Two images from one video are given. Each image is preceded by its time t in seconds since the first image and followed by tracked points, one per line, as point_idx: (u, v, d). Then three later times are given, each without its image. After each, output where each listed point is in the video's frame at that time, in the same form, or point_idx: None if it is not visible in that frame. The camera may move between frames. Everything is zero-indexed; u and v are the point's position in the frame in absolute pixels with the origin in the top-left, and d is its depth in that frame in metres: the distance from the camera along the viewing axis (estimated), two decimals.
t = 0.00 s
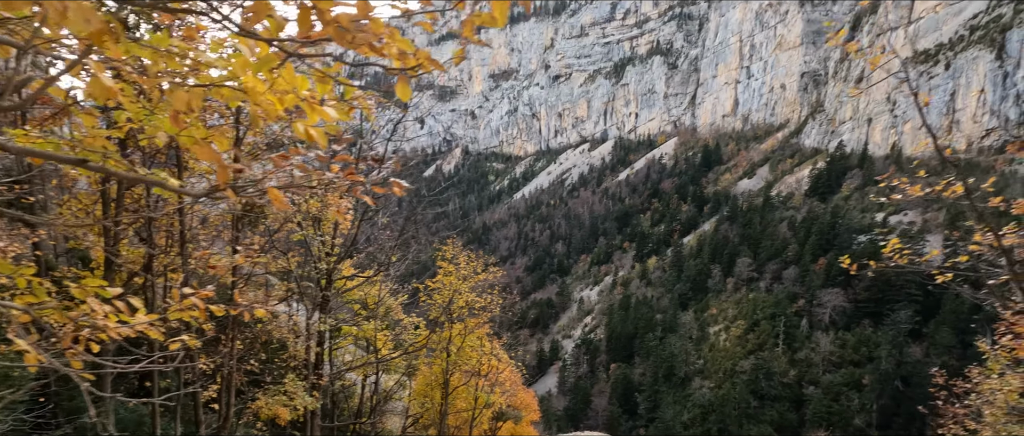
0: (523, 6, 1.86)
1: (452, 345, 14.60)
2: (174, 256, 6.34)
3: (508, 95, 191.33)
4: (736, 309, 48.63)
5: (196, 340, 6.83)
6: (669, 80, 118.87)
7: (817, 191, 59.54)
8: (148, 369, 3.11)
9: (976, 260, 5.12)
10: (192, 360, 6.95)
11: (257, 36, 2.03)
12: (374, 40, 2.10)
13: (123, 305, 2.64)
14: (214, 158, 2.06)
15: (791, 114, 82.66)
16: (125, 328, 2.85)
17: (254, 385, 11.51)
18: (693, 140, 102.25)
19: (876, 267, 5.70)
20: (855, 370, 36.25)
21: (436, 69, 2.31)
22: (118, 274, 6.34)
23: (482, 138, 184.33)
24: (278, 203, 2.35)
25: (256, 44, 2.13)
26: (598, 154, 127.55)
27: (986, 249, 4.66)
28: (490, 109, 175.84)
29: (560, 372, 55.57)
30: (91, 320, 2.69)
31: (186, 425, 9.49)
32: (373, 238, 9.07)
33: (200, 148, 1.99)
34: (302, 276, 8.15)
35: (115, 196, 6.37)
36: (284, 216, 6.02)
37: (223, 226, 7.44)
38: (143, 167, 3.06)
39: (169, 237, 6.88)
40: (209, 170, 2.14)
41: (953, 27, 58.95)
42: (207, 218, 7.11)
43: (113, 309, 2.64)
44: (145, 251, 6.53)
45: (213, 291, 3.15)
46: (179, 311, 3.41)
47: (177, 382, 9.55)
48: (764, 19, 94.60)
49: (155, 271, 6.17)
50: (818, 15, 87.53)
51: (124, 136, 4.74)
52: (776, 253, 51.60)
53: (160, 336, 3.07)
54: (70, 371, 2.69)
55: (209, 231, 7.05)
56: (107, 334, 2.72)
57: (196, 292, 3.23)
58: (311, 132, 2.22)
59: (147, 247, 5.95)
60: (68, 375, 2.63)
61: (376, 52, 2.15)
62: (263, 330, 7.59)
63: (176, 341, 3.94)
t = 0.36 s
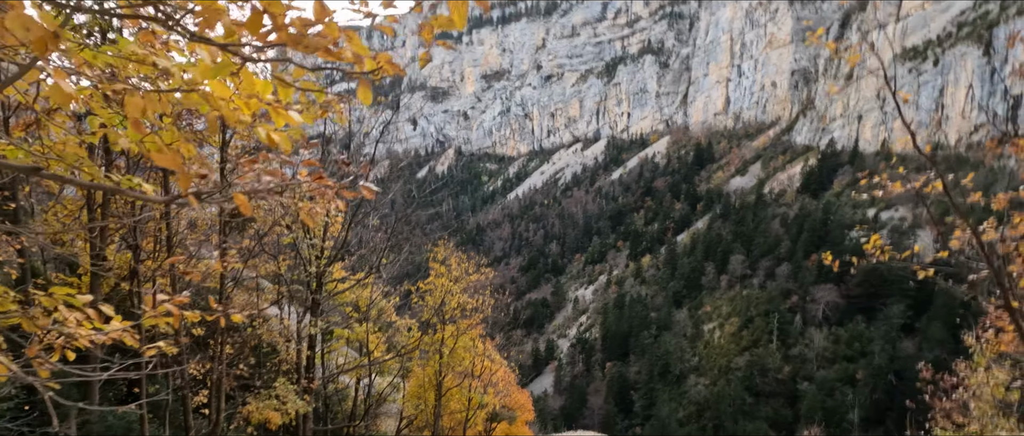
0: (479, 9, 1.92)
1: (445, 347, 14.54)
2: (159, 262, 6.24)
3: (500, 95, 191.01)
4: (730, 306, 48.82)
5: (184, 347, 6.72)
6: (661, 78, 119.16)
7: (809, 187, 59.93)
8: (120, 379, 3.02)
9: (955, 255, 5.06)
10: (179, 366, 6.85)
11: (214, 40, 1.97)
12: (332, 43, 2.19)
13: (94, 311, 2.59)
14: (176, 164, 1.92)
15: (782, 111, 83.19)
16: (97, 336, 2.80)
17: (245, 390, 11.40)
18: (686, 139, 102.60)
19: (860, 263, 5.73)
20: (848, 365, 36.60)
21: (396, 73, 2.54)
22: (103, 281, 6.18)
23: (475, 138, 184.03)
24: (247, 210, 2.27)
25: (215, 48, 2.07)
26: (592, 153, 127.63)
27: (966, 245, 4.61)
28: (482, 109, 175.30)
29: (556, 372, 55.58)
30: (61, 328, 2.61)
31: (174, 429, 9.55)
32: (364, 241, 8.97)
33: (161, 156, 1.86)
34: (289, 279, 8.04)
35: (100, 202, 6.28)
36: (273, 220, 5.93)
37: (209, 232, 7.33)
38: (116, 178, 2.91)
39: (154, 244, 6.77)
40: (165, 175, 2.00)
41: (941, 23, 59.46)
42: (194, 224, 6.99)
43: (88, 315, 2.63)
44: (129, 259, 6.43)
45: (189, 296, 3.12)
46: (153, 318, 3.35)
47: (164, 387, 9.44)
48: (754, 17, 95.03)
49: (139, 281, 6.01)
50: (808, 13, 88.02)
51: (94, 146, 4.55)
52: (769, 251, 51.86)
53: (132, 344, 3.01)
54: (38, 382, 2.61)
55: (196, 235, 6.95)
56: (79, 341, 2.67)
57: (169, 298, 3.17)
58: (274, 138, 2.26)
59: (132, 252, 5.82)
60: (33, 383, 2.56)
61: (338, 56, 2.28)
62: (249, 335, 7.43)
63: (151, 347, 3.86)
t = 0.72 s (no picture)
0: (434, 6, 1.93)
1: (446, 346, 14.58)
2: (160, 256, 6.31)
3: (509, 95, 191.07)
4: (736, 311, 48.49)
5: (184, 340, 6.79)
6: (671, 81, 118.54)
7: (819, 193, 59.39)
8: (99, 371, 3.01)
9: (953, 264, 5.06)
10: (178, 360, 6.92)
11: (179, 39, 2.11)
12: (296, 36, 2.22)
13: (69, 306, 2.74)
14: (139, 158, 2.10)
15: (793, 116, 82.49)
16: (81, 328, 2.83)
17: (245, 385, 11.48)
18: (695, 142, 102.04)
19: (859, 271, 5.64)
20: (856, 372, 36.29)
21: (363, 67, 2.55)
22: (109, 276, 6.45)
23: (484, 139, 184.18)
24: (214, 204, 2.39)
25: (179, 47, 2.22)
26: (600, 155, 127.28)
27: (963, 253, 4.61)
28: (491, 110, 175.62)
29: (561, 374, 55.58)
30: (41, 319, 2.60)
31: (174, 424, 9.78)
32: (367, 240, 8.99)
33: (122, 149, 2.05)
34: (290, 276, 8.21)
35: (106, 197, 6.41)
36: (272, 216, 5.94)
37: (212, 228, 7.41)
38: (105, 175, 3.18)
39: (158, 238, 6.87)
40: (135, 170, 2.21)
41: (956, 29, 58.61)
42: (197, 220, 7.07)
43: (60, 314, 2.76)
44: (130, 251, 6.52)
45: (168, 292, 3.19)
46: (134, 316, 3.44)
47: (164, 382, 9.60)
48: (766, 21, 94.24)
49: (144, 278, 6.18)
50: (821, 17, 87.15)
51: (98, 149, 4.75)
52: (777, 256, 51.40)
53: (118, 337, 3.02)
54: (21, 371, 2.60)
55: (201, 231, 7.03)
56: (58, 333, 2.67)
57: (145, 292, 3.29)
58: (240, 133, 2.26)
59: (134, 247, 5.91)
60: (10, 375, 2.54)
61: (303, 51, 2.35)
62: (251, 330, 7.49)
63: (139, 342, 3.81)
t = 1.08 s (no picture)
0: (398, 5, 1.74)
1: (444, 341, 14.55)
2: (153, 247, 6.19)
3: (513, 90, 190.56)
4: (738, 307, 48.40)
5: (179, 336, 6.71)
6: (675, 76, 117.90)
7: (822, 189, 59.19)
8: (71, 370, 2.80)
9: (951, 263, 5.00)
10: (174, 352, 6.87)
11: (138, 29, 1.90)
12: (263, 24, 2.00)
13: (35, 300, 2.40)
14: (97, 151, 1.86)
15: (797, 112, 82.03)
16: (49, 323, 2.57)
17: (241, 380, 11.48)
18: (698, 137, 101.66)
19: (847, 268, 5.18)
20: (856, 369, 36.27)
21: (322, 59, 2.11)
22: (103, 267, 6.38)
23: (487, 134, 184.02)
24: (180, 198, 2.20)
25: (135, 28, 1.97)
26: (603, 150, 126.99)
27: (959, 252, 4.57)
28: (494, 104, 175.46)
29: (562, 368, 55.96)
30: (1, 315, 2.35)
31: (170, 416, 9.80)
32: (364, 236, 8.88)
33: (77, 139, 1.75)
34: (287, 270, 8.23)
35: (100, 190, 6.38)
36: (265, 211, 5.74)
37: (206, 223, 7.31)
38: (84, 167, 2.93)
39: (155, 231, 6.79)
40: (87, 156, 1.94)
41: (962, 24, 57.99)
42: (193, 214, 7.00)
43: (27, 302, 2.35)
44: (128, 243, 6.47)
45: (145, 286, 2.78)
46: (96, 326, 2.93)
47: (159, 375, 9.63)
48: (771, 16, 93.51)
49: (136, 270, 6.13)
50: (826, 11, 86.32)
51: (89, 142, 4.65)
52: (779, 252, 51.30)
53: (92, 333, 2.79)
54: None
55: (199, 225, 6.96)
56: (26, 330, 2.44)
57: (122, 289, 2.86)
58: (208, 125, 2.06)
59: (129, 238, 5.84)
60: None
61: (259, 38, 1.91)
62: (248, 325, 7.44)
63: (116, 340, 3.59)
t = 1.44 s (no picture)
0: None
1: (439, 340, 14.54)
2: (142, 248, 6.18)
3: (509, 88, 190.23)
4: (735, 304, 48.47)
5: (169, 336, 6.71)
6: (671, 74, 117.86)
7: (818, 186, 59.34)
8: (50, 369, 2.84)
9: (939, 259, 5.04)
10: (164, 353, 6.87)
11: (91, 25, 1.90)
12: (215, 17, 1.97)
13: (10, 298, 2.46)
14: (52, 148, 1.87)
15: (793, 109, 82.17)
16: (23, 324, 2.58)
17: (234, 381, 11.45)
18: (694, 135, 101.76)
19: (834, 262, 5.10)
20: (852, 365, 36.41)
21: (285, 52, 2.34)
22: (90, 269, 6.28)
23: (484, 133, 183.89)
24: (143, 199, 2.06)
25: (91, 22, 1.96)
26: (599, 149, 126.99)
27: (947, 249, 4.60)
28: (490, 103, 175.37)
29: (560, 366, 56.13)
30: None
31: (162, 417, 9.78)
32: (358, 235, 8.86)
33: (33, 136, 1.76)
34: (279, 270, 8.17)
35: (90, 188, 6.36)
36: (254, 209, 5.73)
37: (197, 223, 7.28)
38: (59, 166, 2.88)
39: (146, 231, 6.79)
40: (49, 155, 1.89)
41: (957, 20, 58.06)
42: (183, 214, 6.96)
43: (2, 303, 2.44)
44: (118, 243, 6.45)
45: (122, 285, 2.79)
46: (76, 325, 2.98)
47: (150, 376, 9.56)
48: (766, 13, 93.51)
49: (125, 272, 6.12)
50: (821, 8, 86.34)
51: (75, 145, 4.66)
52: (775, 249, 51.41)
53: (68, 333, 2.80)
54: None
55: (190, 226, 6.94)
56: None
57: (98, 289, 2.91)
58: (166, 123, 2.06)
59: (116, 239, 5.82)
60: None
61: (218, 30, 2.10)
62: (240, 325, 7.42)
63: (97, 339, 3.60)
